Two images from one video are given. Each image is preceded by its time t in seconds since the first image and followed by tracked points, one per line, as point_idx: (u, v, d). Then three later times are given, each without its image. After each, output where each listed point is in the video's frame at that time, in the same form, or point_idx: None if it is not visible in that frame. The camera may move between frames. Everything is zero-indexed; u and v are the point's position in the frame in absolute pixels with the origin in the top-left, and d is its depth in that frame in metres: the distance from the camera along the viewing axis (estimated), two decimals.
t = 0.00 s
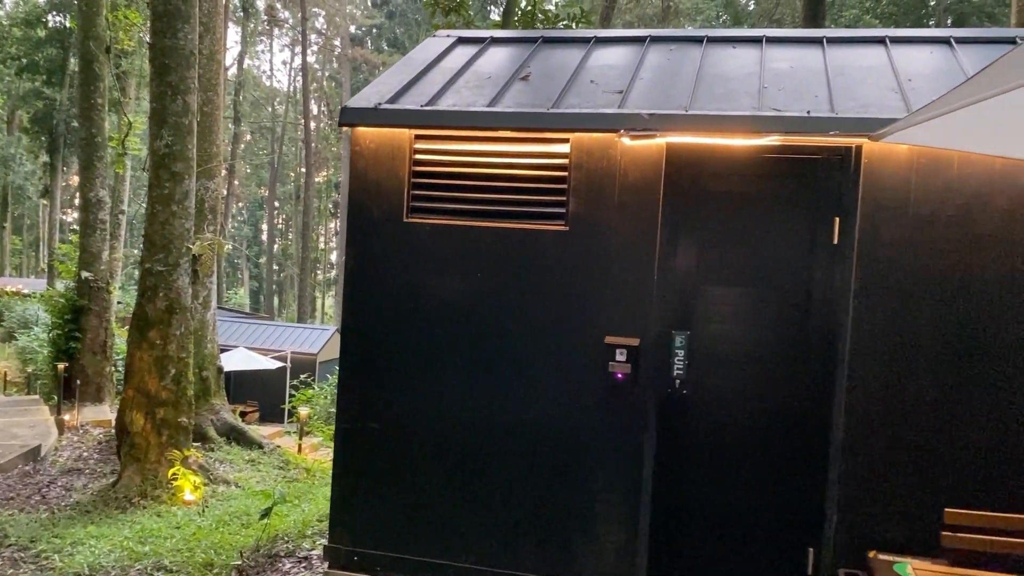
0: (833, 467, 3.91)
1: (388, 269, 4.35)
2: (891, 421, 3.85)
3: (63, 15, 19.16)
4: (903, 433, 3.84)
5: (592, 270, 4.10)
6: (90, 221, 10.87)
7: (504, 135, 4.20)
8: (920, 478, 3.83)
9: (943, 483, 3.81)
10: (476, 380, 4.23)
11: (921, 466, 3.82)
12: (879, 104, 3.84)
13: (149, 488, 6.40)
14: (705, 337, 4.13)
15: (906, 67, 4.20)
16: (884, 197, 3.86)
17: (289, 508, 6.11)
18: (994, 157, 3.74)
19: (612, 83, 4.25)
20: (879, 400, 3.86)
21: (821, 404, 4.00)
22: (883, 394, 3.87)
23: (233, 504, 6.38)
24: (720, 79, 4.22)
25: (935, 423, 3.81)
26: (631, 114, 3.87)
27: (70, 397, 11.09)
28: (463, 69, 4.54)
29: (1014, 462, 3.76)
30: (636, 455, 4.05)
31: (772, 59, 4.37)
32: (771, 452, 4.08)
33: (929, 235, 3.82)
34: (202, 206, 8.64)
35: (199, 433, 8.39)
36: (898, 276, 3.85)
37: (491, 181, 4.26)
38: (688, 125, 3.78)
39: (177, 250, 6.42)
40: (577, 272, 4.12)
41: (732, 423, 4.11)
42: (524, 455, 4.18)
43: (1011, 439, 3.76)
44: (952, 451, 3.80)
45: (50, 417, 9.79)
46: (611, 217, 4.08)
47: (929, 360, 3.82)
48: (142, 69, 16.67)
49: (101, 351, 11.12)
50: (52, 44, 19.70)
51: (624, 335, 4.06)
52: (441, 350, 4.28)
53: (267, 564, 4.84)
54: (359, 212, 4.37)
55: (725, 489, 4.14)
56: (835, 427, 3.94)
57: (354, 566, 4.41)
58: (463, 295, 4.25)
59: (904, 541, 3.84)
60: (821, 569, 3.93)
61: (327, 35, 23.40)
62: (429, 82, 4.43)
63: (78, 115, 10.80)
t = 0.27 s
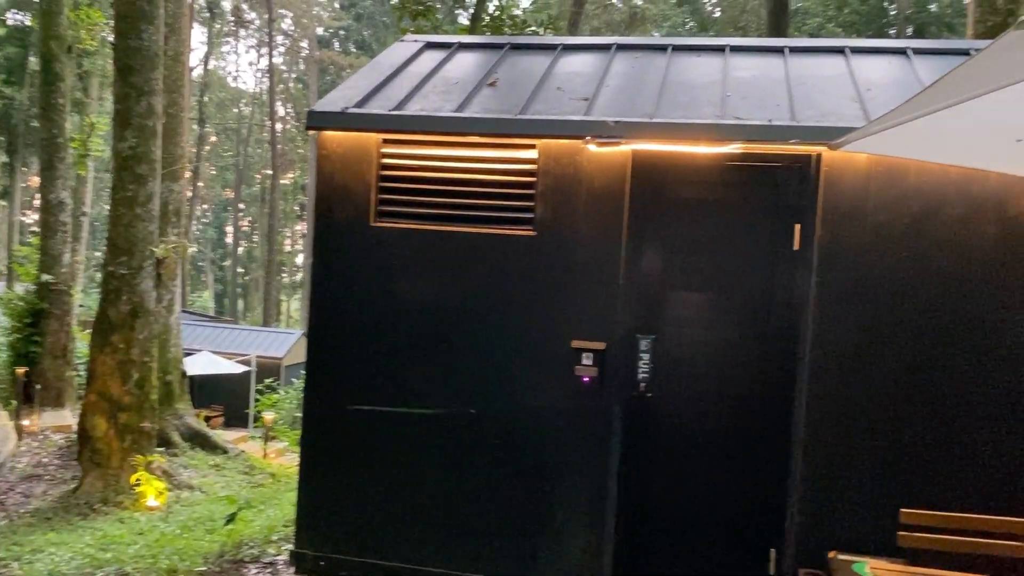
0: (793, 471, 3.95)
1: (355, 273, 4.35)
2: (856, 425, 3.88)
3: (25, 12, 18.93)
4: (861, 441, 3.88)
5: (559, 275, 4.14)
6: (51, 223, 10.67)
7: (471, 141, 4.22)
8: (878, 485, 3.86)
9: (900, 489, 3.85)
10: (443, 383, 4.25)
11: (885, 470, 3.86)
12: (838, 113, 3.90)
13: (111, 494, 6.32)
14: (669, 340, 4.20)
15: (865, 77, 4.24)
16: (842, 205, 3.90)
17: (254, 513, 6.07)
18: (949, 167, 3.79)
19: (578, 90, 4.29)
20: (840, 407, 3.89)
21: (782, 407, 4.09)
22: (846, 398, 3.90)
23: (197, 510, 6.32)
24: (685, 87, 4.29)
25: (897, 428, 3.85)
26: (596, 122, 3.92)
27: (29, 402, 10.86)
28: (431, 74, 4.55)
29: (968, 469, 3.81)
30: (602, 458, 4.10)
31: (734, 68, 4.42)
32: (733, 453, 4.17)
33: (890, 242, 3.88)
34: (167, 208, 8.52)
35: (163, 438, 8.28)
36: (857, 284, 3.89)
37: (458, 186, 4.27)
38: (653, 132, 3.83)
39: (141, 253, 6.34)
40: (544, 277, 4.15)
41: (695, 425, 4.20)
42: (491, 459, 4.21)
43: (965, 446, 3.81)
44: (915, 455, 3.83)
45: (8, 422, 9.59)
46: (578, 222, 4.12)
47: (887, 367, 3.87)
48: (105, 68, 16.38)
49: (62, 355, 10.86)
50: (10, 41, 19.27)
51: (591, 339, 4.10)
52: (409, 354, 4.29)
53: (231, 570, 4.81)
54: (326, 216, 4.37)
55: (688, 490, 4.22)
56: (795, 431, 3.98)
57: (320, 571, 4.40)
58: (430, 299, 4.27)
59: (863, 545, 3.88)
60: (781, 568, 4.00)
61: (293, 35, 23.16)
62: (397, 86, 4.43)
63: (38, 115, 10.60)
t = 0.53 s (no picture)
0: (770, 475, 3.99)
1: (334, 279, 4.33)
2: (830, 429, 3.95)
3: None
4: (836, 445, 3.94)
5: (539, 281, 4.16)
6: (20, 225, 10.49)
7: (451, 146, 4.21)
8: (853, 485, 3.94)
9: (874, 490, 3.92)
10: (423, 388, 4.25)
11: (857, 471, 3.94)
12: (815, 122, 3.94)
13: (84, 501, 6.22)
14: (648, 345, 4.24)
15: (840, 85, 4.28)
16: (819, 212, 3.95)
17: (230, 519, 6.01)
18: (924, 174, 3.85)
19: (558, 96, 4.31)
20: (816, 411, 3.94)
21: (759, 411, 4.14)
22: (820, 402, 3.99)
23: (171, 517, 6.24)
24: (663, 94, 4.32)
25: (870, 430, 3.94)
26: (576, 128, 3.94)
27: None
28: (411, 79, 4.54)
29: (940, 470, 3.89)
30: (582, 462, 4.13)
31: (712, 76, 4.45)
32: (711, 457, 4.21)
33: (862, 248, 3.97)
34: (140, 211, 8.40)
35: (136, 443, 8.16)
36: (832, 290, 3.95)
37: (438, 191, 4.26)
38: (633, 139, 3.86)
39: (114, 257, 6.24)
40: (524, 283, 4.17)
41: (673, 429, 4.24)
42: (471, 464, 4.21)
43: (938, 448, 3.88)
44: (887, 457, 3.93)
45: None
46: (558, 228, 4.14)
47: (862, 371, 3.93)
48: (76, 67, 16.11)
49: (33, 360, 10.61)
50: None
51: (570, 344, 4.13)
52: (388, 360, 4.28)
53: None
54: (305, 222, 4.34)
55: (667, 493, 4.26)
56: (772, 437, 4.01)
57: None
58: (410, 304, 4.26)
59: (838, 547, 3.94)
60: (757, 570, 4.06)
61: (267, 36, 22.90)
62: (376, 91, 4.41)
63: (7, 116, 10.41)
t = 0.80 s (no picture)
0: (743, 477, 4.05)
1: (309, 284, 4.30)
2: (802, 432, 4.01)
3: None
4: (808, 448, 4.00)
5: (516, 286, 4.17)
6: None
7: (427, 150, 4.20)
8: (824, 488, 4.00)
9: (845, 492, 3.99)
10: (399, 394, 4.24)
11: (828, 475, 4.00)
12: (787, 129, 4.00)
13: (52, 507, 6.08)
14: (623, 351, 4.27)
15: (811, 93, 4.33)
16: (793, 218, 4.00)
17: (202, 525, 5.95)
18: (893, 182, 3.93)
19: (534, 102, 4.32)
20: (788, 415, 4.00)
21: (733, 414, 4.20)
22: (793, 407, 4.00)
23: (142, 523, 6.16)
24: (639, 101, 4.35)
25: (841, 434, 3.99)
26: (553, 134, 3.96)
27: None
28: (386, 84, 4.52)
29: (908, 472, 3.96)
30: (558, 466, 4.15)
31: (686, 83, 4.48)
32: (685, 461, 4.26)
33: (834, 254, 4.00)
34: (110, 213, 8.28)
35: (105, 448, 8.04)
36: (805, 295, 4.01)
37: (414, 196, 4.25)
38: (609, 146, 3.89)
39: (84, 260, 6.15)
40: (501, 288, 4.18)
41: (648, 433, 4.28)
42: (447, 468, 4.22)
43: (907, 450, 3.96)
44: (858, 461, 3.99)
45: None
46: (534, 233, 4.16)
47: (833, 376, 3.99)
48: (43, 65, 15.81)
49: None
50: None
51: (546, 349, 4.15)
52: (364, 365, 4.27)
53: None
54: (280, 226, 4.31)
55: (643, 496, 4.29)
56: (745, 441, 4.06)
57: None
58: (386, 309, 4.25)
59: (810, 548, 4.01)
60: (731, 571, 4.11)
61: (239, 37, 22.63)
62: (352, 96, 4.39)
63: None
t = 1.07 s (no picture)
0: (712, 480, 4.08)
1: (277, 287, 4.25)
2: (769, 435, 4.04)
3: None
4: (775, 450, 4.03)
5: (485, 289, 4.16)
6: None
7: (397, 153, 4.17)
8: (790, 490, 4.04)
9: (812, 493, 4.03)
10: (368, 398, 4.22)
11: (794, 477, 4.04)
12: (755, 135, 4.03)
13: (9, 514, 5.90)
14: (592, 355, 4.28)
15: (778, 99, 4.37)
16: (760, 222, 4.03)
17: (167, 531, 5.86)
18: (858, 189, 3.98)
19: (504, 106, 4.31)
20: (755, 418, 4.04)
21: (701, 417, 4.22)
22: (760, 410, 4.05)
23: (105, 530, 6.05)
24: (609, 105, 4.36)
25: (808, 438, 4.03)
26: (523, 138, 3.95)
27: None
28: (355, 86, 4.49)
29: (872, 474, 4.02)
30: (528, 469, 4.15)
31: (655, 88, 4.50)
32: (654, 464, 4.28)
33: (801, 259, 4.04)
34: (73, 214, 8.13)
35: (67, 453, 7.88)
36: (772, 299, 4.04)
37: (383, 199, 4.22)
38: (578, 150, 3.89)
39: (45, 263, 6.04)
40: (471, 291, 4.17)
41: (618, 436, 4.29)
42: (416, 473, 4.20)
43: (871, 452, 4.02)
44: (824, 464, 4.03)
45: None
46: (504, 237, 4.15)
47: (800, 379, 4.03)
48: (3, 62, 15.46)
49: None
50: None
51: (516, 353, 4.15)
52: (333, 369, 4.23)
53: None
54: (247, 228, 4.26)
55: (612, 499, 4.30)
56: (714, 443, 4.09)
57: None
58: (355, 313, 4.22)
59: (778, 549, 4.04)
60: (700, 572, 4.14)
61: (206, 37, 22.30)
62: (321, 97, 4.35)
63: None
